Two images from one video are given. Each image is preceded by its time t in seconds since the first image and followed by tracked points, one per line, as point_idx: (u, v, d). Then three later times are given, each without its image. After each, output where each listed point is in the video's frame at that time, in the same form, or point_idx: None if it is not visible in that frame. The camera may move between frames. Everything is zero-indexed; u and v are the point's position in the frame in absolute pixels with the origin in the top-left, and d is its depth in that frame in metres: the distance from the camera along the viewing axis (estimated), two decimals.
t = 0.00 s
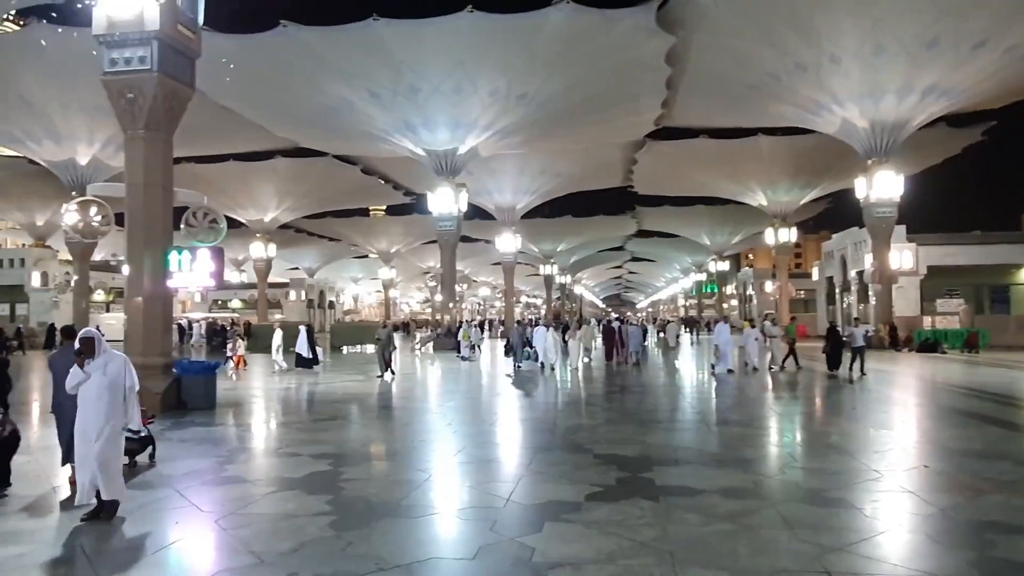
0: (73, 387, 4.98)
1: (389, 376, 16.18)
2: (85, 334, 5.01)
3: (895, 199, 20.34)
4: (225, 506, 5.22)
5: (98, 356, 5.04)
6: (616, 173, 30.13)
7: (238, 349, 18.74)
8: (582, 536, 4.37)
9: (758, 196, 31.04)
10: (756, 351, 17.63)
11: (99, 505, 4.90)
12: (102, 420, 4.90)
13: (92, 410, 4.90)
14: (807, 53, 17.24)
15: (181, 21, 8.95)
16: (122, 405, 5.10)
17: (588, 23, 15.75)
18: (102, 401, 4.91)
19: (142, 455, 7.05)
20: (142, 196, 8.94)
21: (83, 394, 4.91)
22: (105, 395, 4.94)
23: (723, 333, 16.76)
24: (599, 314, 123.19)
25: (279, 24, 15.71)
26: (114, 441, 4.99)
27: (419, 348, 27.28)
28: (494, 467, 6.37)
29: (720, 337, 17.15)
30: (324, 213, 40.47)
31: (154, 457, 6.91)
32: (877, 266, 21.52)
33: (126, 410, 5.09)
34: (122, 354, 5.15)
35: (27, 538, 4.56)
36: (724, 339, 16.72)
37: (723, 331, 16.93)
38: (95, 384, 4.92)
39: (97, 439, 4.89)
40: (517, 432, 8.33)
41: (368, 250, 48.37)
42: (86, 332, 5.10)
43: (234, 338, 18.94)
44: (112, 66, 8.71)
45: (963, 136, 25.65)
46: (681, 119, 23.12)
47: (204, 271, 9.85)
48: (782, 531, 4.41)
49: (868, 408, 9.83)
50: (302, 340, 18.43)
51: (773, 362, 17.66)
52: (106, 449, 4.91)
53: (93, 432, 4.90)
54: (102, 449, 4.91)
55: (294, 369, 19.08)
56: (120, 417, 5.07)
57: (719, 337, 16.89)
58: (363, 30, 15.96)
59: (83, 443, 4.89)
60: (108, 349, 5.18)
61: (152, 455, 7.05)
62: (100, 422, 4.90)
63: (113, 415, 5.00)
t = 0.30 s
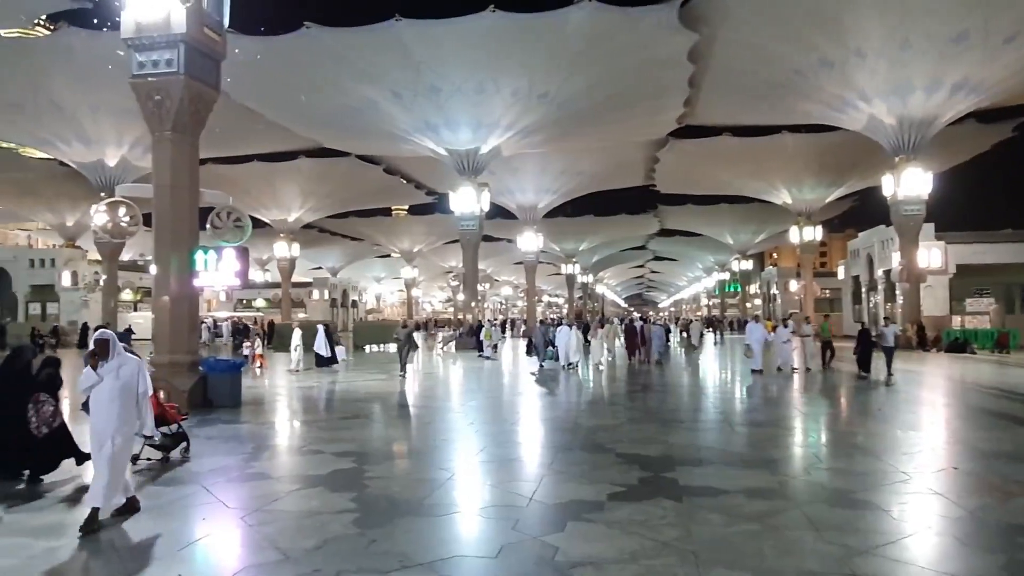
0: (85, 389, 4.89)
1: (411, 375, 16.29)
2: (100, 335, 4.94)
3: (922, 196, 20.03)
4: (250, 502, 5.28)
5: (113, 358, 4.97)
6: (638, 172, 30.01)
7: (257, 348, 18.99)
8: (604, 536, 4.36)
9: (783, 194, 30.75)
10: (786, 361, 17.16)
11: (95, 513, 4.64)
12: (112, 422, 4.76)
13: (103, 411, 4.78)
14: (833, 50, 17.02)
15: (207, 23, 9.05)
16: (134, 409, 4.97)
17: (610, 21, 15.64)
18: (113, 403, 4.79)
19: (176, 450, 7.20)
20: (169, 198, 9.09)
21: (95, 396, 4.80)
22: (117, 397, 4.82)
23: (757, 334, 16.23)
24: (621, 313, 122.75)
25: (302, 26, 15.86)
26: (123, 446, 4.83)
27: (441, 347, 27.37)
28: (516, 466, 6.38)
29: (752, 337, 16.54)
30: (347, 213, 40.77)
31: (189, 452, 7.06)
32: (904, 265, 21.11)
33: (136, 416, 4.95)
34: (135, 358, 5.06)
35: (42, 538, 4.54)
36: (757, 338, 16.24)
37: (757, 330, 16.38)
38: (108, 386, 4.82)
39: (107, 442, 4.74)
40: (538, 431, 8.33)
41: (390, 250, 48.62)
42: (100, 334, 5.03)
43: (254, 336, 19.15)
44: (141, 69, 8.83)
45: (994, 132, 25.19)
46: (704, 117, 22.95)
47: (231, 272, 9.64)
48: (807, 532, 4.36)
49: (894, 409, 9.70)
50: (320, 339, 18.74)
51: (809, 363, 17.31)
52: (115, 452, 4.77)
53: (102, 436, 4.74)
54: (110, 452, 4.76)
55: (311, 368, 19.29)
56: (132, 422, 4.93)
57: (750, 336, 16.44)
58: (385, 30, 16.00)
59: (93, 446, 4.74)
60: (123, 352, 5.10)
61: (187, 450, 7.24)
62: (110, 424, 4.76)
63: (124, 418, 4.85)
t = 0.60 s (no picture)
0: (103, 388, 4.91)
1: (436, 375, 16.36)
2: (119, 334, 4.93)
3: (957, 193, 19.63)
4: (281, 500, 5.36)
5: (130, 358, 4.96)
6: (664, 171, 29.81)
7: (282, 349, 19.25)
8: (632, 537, 4.34)
9: (812, 192, 30.36)
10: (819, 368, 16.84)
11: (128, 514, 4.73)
12: (128, 424, 4.78)
13: (119, 412, 4.80)
14: (863, 46, 16.76)
15: (237, 29, 9.18)
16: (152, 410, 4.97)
17: (636, 20, 15.53)
18: (128, 404, 4.81)
19: (218, 447, 7.43)
20: (200, 201, 9.23)
21: (112, 396, 4.84)
22: (132, 398, 4.84)
23: (795, 335, 15.74)
24: (647, 313, 122.06)
25: (329, 29, 15.91)
26: (142, 446, 4.83)
27: (468, 347, 27.46)
28: (543, 466, 6.38)
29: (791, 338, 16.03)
30: (374, 214, 41.07)
31: (230, 450, 7.28)
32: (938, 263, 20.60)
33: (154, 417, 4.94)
34: (153, 358, 5.05)
35: (67, 536, 4.63)
36: (795, 340, 15.75)
37: (794, 330, 15.96)
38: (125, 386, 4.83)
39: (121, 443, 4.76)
40: (564, 431, 8.34)
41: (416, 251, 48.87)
42: (121, 333, 5.04)
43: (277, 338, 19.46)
44: (172, 74, 8.99)
45: None
46: (731, 115, 22.73)
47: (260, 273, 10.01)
48: (841, 535, 4.31)
49: (928, 409, 9.53)
50: (342, 340, 19.01)
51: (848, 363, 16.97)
52: (133, 454, 4.77)
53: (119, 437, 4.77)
54: (128, 453, 4.78)
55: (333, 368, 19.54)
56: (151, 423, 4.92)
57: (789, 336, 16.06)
58: (411, 32, 16.04)
59: (111, 447, 4.78)
60: (143, 352, 5.09)
61: (226, 448, 7.42)
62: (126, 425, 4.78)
63: (141, 419, 4.86)
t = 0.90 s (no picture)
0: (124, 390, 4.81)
1: (462, 377, 16.41)
2: (135, 335, 4.79)
3: (992, 190, 19.21)
4: (310, 500, 5.42)
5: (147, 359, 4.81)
6: (690, 171, 29.60)
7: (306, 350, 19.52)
8: (660, 539, 4.32)
9: (842, 191, 29.95)
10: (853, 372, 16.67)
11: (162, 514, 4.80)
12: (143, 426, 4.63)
13: (132, 416, 4.67)
14: (894, 41, 16.47)
15: (266, 34, 9.27)
16: (173, 413, 4.81)
17: (662, 19, 15.43)
18: (146, 405, 4.67)
19: (260, 447, 7.48)
20: (230, 204, 9.37)
21: (130, 398, 4.71)
22: (148, 400, 4.68)
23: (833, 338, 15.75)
24: (673, 314, 121.27)
25: (356, 33, 16.05)
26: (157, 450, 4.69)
27: (494, 348, 27.52)
28: (570, 466, 6.40)
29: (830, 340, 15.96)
30: (400, 216, 41.36)
31: (270, 450, 7.32)
32: (973, 262, 20.22)
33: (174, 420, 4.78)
34: (171, 359, 4.85)
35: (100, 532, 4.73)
36: (833, 341, 15.72)
37: (831, 332, 15.79)
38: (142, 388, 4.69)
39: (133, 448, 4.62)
40: (591, 432, 8.32)
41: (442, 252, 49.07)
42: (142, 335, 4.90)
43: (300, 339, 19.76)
44: (203, 80, 9.12)
45: None
46: (759, 113, 22.49)
47: (288, 275, 10.18)
48: (874, 539, 4.24)
49: (962, 412, 9.35)
50: (364, 340, 19.22)
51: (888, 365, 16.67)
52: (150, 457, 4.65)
53: (136, 438, 4.64)
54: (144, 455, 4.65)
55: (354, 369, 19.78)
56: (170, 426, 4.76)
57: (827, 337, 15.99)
58: (437, 34, 16.11)
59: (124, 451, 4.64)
60: (164, 353, 4.92)
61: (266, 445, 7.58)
62: (143, 427, 4.66)
63: (159, 422, 4.72)
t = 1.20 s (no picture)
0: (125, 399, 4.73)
1: (482, 377, 16.51)
2: (137, 341, 4.75)
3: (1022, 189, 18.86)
4: (334, 499, 5.46)
5: (150, 365, 4.77)
6: (712, 171, 29.42)
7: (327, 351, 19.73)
8: (682, 541, 4.29)
9: (867, 189, 29.59)
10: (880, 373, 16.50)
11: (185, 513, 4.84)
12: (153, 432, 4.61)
13: (140, 424, 4.61)
14: (921, 38, 16.21)
15: (288, 38, 9.35)
16: (176, 418, 4.82)
17: (683, 19, 15.31)
18: (150, 412, 4.64)
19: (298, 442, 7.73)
20: (254, 206, 9.46)
21: (133, 405, 4.66)
22: (156, 405, 4.67)
23: (871, 338, 15.37)
24: (696, 315, 120.57)
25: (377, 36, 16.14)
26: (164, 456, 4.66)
27: (515, 350, 27.55)
28: (592, 467, 6.39)
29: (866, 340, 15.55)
30: (421, 218, 41.55)
31: (306, 447, 7.52)
32: (1003, 261, 19.88)
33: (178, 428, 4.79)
34: (174, 364, 4.85)
35: (127, 532, 4.80)
36: (870, 341, 15.35)
37: (870, 332, 15.49)
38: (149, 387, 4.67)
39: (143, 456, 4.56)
40: (612, 433, 8.32)
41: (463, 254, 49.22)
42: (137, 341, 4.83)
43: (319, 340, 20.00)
44: (227, 84, 9.24)
45: None
46: (782, 112, 22.28)
47: (311, 276, 10.27)
48: (902, 543, 4.18)
49: (992, 414, 9.19)
50: (381, 342, 19.36)
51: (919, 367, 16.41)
52: (159, 463, 4.63)
53: (142, 446, 4.58)
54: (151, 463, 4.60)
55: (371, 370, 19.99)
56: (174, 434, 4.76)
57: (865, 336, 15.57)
58: (458, 36, 16.14)
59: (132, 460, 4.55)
60: (161, 358, 4.90)
61: (305, 443, 7.74)
62: (149, 434, 4.61)
63: (164, 428, 4.70)
